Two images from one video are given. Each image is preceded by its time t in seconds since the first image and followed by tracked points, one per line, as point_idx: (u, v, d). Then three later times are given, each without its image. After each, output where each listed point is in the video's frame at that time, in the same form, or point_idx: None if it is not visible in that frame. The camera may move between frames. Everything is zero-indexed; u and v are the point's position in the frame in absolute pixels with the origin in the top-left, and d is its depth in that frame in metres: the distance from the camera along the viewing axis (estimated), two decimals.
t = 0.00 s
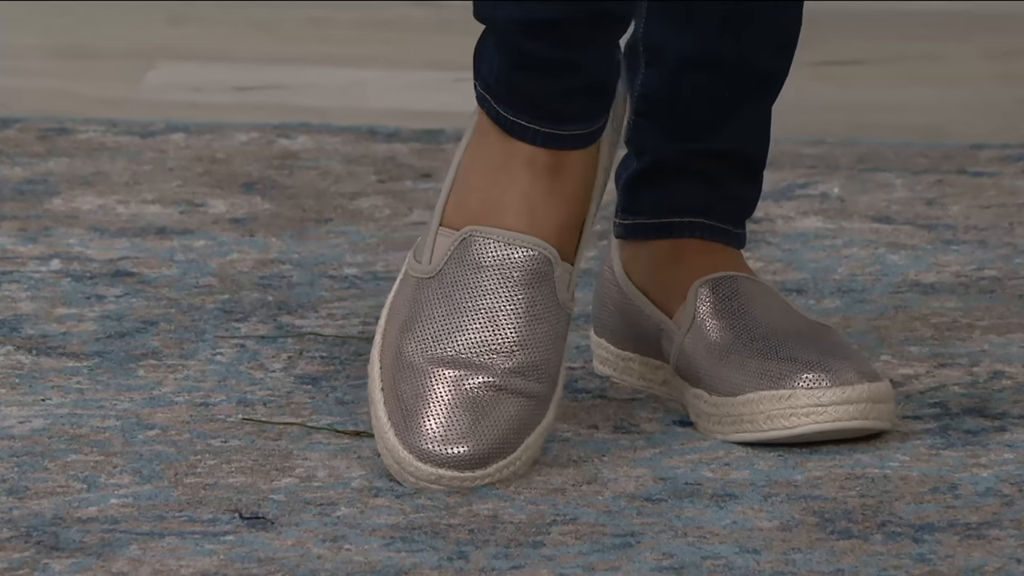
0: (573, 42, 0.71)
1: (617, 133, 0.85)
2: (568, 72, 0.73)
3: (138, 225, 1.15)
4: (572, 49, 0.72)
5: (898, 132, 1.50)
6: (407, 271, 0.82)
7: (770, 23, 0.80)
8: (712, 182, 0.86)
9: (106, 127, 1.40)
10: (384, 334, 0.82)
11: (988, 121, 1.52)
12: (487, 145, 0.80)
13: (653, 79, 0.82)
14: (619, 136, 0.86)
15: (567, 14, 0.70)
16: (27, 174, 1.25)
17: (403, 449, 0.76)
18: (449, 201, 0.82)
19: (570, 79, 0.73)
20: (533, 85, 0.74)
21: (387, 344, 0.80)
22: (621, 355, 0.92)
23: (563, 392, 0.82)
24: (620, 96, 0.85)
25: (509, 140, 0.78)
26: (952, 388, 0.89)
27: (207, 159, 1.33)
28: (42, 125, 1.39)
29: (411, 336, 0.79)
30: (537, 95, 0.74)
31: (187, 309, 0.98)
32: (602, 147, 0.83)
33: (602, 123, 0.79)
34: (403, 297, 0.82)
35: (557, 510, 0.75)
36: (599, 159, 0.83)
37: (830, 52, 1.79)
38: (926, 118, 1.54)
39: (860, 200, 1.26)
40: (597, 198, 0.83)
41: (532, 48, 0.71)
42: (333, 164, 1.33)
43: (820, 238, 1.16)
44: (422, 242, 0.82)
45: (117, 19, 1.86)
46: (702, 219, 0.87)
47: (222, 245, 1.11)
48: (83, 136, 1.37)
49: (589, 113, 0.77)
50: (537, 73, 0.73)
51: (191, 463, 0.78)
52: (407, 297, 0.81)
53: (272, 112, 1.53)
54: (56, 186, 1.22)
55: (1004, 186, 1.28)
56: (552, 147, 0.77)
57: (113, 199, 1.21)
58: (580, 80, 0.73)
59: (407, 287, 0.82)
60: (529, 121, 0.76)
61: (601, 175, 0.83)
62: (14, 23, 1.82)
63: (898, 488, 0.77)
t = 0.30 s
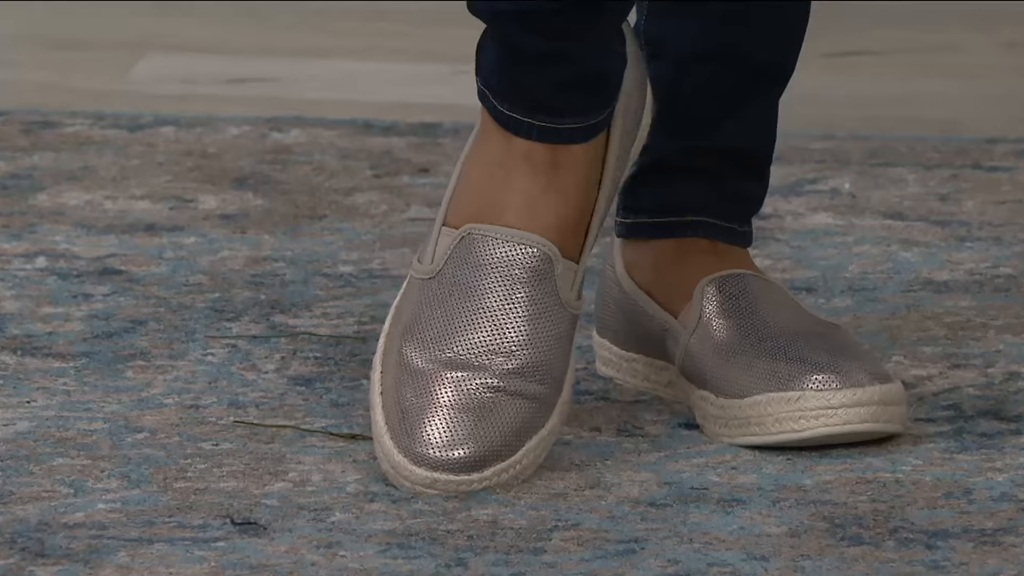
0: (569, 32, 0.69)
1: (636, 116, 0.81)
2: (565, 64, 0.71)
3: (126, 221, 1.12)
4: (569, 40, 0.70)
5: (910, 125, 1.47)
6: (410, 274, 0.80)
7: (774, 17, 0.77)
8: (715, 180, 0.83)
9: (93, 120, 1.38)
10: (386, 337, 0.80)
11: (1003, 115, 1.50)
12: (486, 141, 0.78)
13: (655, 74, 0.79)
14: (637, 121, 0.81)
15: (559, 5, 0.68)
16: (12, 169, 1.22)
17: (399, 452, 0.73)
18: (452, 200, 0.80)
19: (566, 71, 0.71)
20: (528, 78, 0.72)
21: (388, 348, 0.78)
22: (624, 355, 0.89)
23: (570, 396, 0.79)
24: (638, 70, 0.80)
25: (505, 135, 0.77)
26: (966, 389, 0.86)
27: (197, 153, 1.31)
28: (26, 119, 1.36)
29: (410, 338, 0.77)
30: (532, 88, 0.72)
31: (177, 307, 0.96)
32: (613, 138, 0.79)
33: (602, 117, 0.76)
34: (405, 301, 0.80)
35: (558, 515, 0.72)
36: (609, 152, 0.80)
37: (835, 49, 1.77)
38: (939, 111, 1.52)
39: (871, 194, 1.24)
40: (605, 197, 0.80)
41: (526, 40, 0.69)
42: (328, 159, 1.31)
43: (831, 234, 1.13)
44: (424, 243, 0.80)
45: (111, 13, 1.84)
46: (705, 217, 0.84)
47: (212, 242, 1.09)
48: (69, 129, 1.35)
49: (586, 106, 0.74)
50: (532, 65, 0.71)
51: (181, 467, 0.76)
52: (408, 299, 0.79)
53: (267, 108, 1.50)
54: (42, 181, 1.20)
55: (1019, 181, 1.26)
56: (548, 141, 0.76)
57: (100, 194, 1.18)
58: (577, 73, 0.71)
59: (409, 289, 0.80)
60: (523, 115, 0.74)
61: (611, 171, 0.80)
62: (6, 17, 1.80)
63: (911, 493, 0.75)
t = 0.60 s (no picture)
0: (567, 17, 0.66)
1: (647, 112, 0.77)
2: (562, 53, 0.68)
3: (112, 217, 1.10)
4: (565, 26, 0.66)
5: (926, 118, 1.45)
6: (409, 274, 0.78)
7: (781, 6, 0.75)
8: (723, 173, 0.81)
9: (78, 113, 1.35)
10: (385, 339, 0.77)
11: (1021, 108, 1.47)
12: (487, 136, 0.75)
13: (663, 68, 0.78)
14: (647, 118, 0.78)
15: None
16: None
17: (395, 457, 0.71)
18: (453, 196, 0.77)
19: (564, 60, 0.68)
20: (525, 68, 0.69)
21: (385, 350, 0.76)
22: (628, 356, 0.86)
23: (573, 399, 0.76)
24: (647, 61, 0.76)
25: (503, 130, 0.74)
26: (983, 391, 0.84)
27: (185, 147, 1.28)
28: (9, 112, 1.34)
29: (408, 340, 0.74)
30: (529, 79, 0.69)
31: (165, 306, 0.93)
32: (619, 133, 0.76)
33: (605, 110, 0.73)
34: (404, 302, 0.77)
35: (560, 522, 0.69)
36: (616, 148, 0.76)
37: (841, 41, 1.74)
38: (957, 104, 1.49)
39: (885, 189, 1.21)
40: (611, 192, 0.77)
41: (521, 27, 0.67)
42: (321, 153, 1.29)
43: (843, 232, 1.11)
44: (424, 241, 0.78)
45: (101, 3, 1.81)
46: (711, 213, 0.82)
47: (200, 238, 1.06)
48: (52, 122, 1.32)
49: (586, 99, 0.71)
50: (528, 54, 0.68)
51: (168, 473, 0.73)
52: (407, 299, 0.76)
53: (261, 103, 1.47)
54: (25, 176, 1.17)
55: None
56: (547, 133, 0.72)
57: (84, 188, 1.16)
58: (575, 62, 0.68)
59: (408, 288, 0.77)
60: (521, 107, 0.72)
61: (619, 165, 0.77)
62: None
63: (925, 499, 0.72)
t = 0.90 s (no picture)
0: None
1: (661, 99, 0.73)
2: (565, 32, 0.64)
3: (87, 207, 1.07)
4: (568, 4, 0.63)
5: (955, 105, 1.40)
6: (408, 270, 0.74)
7: None
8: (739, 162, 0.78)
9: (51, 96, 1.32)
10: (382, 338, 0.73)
11: None
12: (490, 122, 0.71)
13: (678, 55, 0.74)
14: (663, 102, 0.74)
15: None
16: None
17: (389, 462, 0.66)
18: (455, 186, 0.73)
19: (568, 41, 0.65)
20: (528, 49, 0.65)
21: (381, 349, 0.72)
22: (636, 356, 0.82)
23: (579, 402, 0.72)
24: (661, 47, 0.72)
25: (506, 115, 0.70)
26: (1013, 393, 0.79)
27: (166, 133, 1.26)
28: None
29: (405, 339, 0.70)
30: (532, 62, 0.66)
31: (145, 302, 0.90)
32: (631, 120, 0.72)
33: (613, 94, 0.69)
34: (401, 299, 0.73)
35: (564, 531, 0.65)
36: (627, 135, 0.72)
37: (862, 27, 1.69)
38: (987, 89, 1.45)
39: (909, 178, 1.18)
40: (622, 184, 0.73)
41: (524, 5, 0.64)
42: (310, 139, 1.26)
43: (864, 223, 1.08)
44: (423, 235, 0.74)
45: None
46: (728, 203, 0.78)
47: (182, 230, 1.03)
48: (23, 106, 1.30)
49: (593, 83, 0.67)
50: (530, 35, 0.65)
51: (149, 479, 0.69)
52: (405, 296, 0.72)
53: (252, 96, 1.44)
54: None
55: None
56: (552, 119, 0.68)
57: (58, 177, 1.13)
58: (580, 43, 0.65)
59: (406, 284, 0.73)
60: (524, 92, 0.68)
61: (629, 156, 0.72)
62: None
63: (951, 507, 0.68)
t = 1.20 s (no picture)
0: None
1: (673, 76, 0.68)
2: (561, 15, 0.59)
3: (55, 193, 1.05)
4: None
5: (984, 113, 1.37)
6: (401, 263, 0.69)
7: None
8: (758, 145, 0.73)
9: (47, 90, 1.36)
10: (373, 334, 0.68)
11: None
12: (489, 103, 0.66)
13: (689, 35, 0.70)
14: (676, 78, 0.69)
15: None
16: None
17: (381, 468, 0.61)
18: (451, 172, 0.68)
19: (568, 19, 0.59)
20: (527, 31, 0.60)
21: (372, 347, 0.66)
22: (648, 354, 0.78)
23: (586, 403, 0.67)
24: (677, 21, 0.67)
25: (507, 94, 0.65)
26: None
27: (146, 117, 1.28)
28: None
29: (398, 336, 0.65)
30: (532, 41, 0.61)
31: (119, 297, 0.85)
32: (641, 100, 0.67)
33: (622, 71, 0.64)
34: (394, 294, 0.68)
35: (570, 543, 0.59)
36: (637, 115, 0.67)
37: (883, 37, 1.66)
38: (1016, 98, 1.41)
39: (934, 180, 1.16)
40: (629, 169, 0.68)
41: None
42: (299, 126, 1.28)
43: (893, 212, 1.07)
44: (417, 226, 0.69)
45: None
46: (745, 189, 0.73)
47: (160, 218, 1.02)
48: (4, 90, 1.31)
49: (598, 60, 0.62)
50: (529, 13, 0.60)
51: (123, 486, 0.63)
52: (399, 290, 0.67)
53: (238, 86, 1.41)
54: None
55: None
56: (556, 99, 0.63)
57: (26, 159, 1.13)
58: (578, 21, 0.60)
59: (401, 276, 0.68)
60: (526, 70, 0.63)
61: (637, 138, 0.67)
62: None
63: (988, 517, 0.62)
